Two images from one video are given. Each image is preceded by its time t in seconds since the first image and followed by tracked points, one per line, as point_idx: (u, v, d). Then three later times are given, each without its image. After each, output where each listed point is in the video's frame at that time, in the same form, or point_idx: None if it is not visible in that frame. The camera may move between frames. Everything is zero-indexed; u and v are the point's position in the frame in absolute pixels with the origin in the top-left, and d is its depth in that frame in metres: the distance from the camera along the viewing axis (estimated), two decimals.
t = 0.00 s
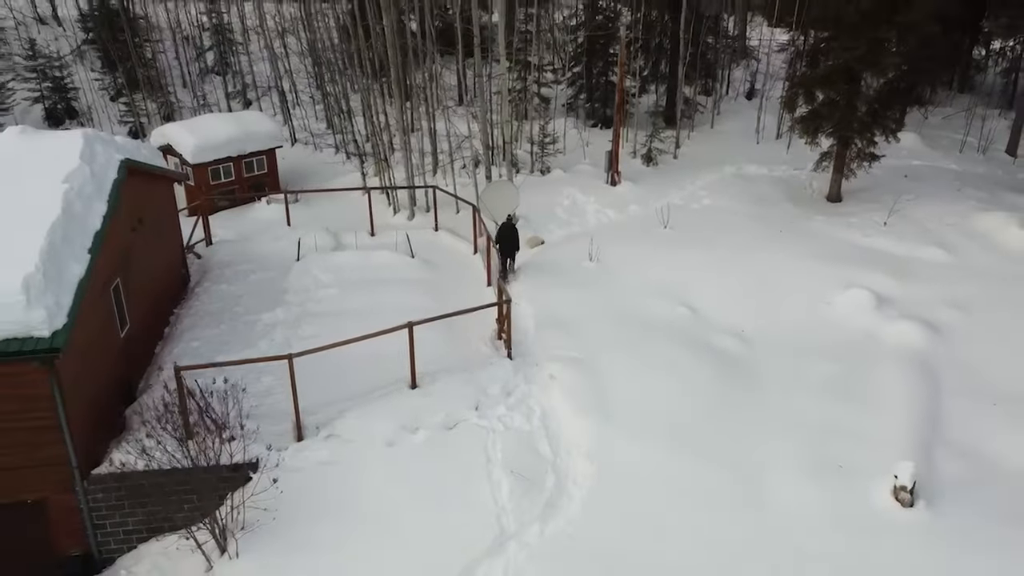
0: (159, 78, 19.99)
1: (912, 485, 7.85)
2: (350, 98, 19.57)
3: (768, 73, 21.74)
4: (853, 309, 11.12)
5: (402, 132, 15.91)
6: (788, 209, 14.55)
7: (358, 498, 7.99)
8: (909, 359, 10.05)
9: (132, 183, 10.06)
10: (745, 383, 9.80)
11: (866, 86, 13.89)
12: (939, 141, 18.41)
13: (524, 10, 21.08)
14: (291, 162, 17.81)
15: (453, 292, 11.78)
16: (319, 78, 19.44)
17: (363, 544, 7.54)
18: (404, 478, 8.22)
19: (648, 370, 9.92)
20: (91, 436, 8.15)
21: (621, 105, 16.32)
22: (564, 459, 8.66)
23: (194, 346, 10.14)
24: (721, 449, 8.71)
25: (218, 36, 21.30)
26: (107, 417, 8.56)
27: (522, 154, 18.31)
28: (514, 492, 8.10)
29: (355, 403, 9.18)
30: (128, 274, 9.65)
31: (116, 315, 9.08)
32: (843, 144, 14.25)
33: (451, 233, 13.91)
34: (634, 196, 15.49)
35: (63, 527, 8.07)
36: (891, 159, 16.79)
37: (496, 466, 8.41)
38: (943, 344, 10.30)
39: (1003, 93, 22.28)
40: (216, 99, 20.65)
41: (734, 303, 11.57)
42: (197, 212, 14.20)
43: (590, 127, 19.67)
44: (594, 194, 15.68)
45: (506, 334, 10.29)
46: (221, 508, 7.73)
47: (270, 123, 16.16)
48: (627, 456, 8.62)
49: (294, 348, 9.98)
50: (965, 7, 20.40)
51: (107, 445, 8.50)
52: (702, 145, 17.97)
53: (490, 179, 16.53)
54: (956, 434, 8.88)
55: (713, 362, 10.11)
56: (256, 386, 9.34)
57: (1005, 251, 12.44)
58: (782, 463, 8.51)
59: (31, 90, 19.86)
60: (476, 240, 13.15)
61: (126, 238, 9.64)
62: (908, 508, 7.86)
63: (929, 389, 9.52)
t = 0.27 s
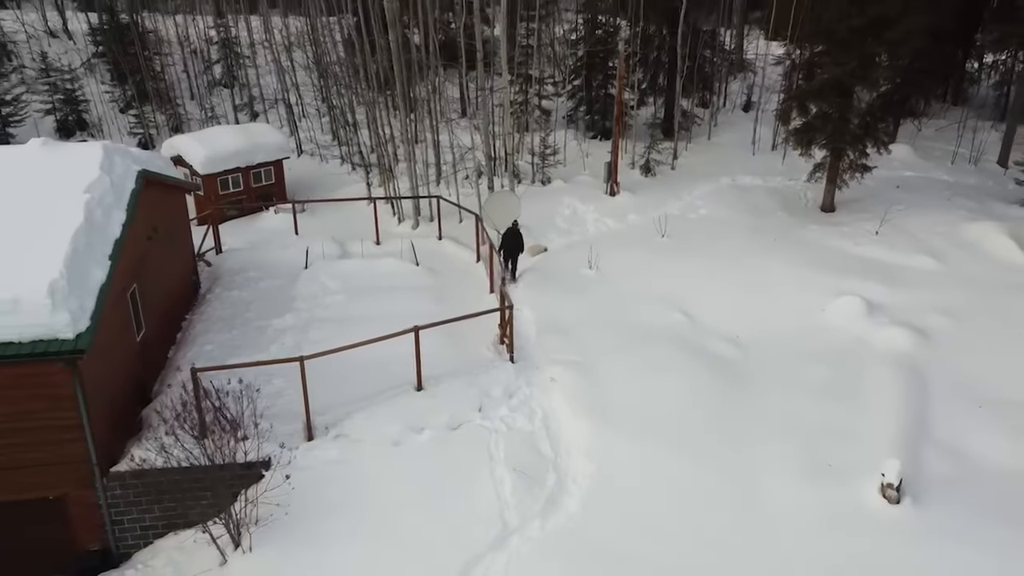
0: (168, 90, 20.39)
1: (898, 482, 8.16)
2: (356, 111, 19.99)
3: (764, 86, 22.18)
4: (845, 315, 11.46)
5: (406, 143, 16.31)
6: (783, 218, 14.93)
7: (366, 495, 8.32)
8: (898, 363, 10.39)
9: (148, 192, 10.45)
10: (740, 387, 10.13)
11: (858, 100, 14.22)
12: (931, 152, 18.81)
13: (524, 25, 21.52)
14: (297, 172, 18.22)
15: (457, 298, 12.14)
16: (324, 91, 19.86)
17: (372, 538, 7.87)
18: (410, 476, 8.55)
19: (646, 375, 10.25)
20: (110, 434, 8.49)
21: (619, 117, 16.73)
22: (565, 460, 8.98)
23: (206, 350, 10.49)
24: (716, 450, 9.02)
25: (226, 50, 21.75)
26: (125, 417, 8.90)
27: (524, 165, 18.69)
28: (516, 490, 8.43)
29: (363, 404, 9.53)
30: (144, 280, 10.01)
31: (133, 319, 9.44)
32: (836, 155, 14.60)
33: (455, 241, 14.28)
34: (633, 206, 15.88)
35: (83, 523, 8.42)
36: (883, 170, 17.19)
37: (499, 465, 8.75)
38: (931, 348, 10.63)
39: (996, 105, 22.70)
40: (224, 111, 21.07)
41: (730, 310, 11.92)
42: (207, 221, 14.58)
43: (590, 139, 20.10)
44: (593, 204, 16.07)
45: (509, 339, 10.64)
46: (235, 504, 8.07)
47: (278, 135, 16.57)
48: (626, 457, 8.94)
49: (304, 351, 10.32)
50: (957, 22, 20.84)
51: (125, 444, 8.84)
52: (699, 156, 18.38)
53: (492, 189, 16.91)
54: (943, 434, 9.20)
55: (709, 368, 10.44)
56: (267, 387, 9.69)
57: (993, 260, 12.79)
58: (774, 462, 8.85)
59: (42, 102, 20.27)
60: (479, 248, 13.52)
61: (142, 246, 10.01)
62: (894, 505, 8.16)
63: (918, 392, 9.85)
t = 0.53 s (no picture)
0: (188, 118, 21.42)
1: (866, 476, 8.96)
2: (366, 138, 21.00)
3: (754, 114, 23.25)
4: (824, 329, 12.36)
5: (414, 169, 17.31)
6: (770, 239, 15.87)
7: (384, 489, 9.17)
8: (872, 373, 11.27)
9: (183, 215, 11.43)
10: (728, 395, 10.98)
11: (838, 130, 15.21)
12: (912, 178, 19.81)
13: (526, 56, 22.62)
14: (311, 196, 19.22)
15: (464, 313, 13.05)
16: (336, 119, 20.91)
17: (390, 526, 8.71)
18: (424, 472, 9.40)
19: (640, 383, 11.11)
20: (153, 433, 9.36)
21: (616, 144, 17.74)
22: (564, 459, 9.82)
23: (234, 359, 11.38)
24: (703, 450, 9.85)
25: (243, 80, 22.84)
26: (165, 419, 9.77)
27: (526, 189, 19.66)
28: (521, 484, 9.29)
29: (380, 407, 10.41)
30: (179, 295, 10.94)
31: (170, 329, 10.35)
32: (819, 181, 15.59)
33: (462, 261, 15.22)
34: (629, 228, 16.84)
35: (126, 514, 9.25)
36: (865, 194, 18.16)
37: (505, 462, 9.61)
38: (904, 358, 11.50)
39: (977, 132, 23.74)
40: (240, 137, 22.08)
41: (718, 324, 12.81)
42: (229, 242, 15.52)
43: (588, 164, 21.10)
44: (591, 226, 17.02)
45: (513, 349, 11.54)
46: (266, 494, 8.95)
47: (295, 161, 17.56)
48: (621, 456, 9.77)
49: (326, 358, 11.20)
50: (937, 54, 21.90)
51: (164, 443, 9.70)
52: (692, 181, 19.38)
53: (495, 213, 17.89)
54: (910, 435, 10.04)
55: (699, 378, 11.30)
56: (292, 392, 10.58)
57: (963, 278, 13.71)
58: (756, 459, 9.70)
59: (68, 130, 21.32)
60: (485, 266, 14.47)
61: (178, 263, 10.96)
62: (863, 496, 8.96)
63: (889, 398, 10.72)
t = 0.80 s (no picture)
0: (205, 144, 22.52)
1: (838, 470, 9.88)
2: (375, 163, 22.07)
3: (744, 139, 24.37)
4: (803, 340, 13.35)
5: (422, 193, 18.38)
6: (756, 258, 16.92)
7: (400, 483, 10.15)
8: (846, 380, 12.26)
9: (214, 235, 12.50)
10: (715, 401, 11.93)
11: (818, 156, 16.28)
12: (892, 201, 20.91)
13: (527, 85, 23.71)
14: (324, 218, 20.29)
15: (470, 327, 14.04)
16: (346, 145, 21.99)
17: (406, 515, 9.68)
18: (437, 467, 10.39)
19: (633, 390, 12.10)
20: (190, 432, 10.34)
21: (611, 170, 18.82)
22: (563, 457, 10.77)
23: (260, 367, 12.38)
24: (690, 447, 10.83)
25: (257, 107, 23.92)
26: (200, 420, 10.76)
27: (526, 212, 20.71)
28: (524, 478, 10.26)
29: (395, 410, 11.39)
30: (211, 308, 11.97)
31: (204, 339, 11.37)
32: (801, 204, 16.68)
33: (467, 279, 16.23)
34: (623, 247, 17.89)
35: (166, 505, 10.20)
36: (847, 217, 19.24)
37: (509, 458, 10.59)
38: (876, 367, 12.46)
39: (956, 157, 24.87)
40: (255, 162, 23.17)
41: (706, 336, 13.80)
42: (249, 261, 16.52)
43: (586, 188, 22.18)
44: (588, 246, 18.07)
45: (516, 358, 12.54)
46: (294, 486, 9.93)
47: (309, 185, 18.63)
48: (615, 455, 10.71)
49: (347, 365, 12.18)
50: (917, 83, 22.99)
51: (199, 441, 10.67)
52: (683, 204, 20.45)
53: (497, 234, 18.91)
54: (878, 435, 11.02)
55: (689, 386, 12.26)
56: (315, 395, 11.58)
57: (934, 294, 14.74)
58: (738, 455, 10.68)
59: (92, 154, 22.38)
60: (489, 284, 15.50)
61: (210, 279, 11.99)
62: (834, 489, 9.88)
63: (860, 402, 11.72)
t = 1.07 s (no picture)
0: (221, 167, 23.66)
1: (810, 465, 10.80)
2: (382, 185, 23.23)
3: (733, 161, 25.58)
4: (782, 350, 14.46)
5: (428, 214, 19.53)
6: (741, 274, 18.06)
7: (413, 477, 11.20)
8: (820, 386, 13.35)
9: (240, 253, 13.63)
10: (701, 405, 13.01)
11: (797, 180, 17.45)
12: (872, 221, 22.12)
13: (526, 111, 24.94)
14: (335, 238, 21.44)
15: (475, 338, 15.14)
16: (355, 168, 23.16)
17: (419, 505, 10.72)
18: (446, 463, 11.45)
19: (626, 395, 13.19)
20: (222, 431, 11.40)
21: (605, 192, 19.99)
22: (562, 454, 11.83)
23: (281, 374, 13.45)
24: (677, 445, 11.91)
25: (269, 132, 25.11)
26: (230, 421, 11.82)
27: (526, 231, 21.87)
28: (526, 472, 11.32)
29: (407, 414, 12.47)
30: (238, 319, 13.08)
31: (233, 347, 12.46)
32: (782, 224, 17.84)
33: (471, 294, 17.35)
34: (617, 264, 19.01)
35: (200, 497, 11.22)
36: (829, 236, 20.41)
37: (512, 454, 11.65)
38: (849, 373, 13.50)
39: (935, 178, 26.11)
40: (268, 184, 24.32)
41: (693, 346, 14.91)
42: (267, 277, 17.65)
43: (583, 209, 23.35)
44: (584, 263, 19.21)
45: (518, 366, 13.64)
46: (318, 480, 10.99)
47: (321, 206, 19.76)
48: (609, 453, 11.76)
49: (364, 373, 13.27)
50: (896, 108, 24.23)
51: (230, 440, 11.72)
52: (675, 224, 21.62)
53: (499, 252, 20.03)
54: (848, 434, 12.08)
55: (677, 392, 13.34)
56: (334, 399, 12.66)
57: (905, 307, 15.86)
58: (720, 451, 11.76)
59: (113, 177, 23.54)
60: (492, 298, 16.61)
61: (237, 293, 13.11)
62: (807, 482, 10.84)
63: (832, 405, 12.79)
